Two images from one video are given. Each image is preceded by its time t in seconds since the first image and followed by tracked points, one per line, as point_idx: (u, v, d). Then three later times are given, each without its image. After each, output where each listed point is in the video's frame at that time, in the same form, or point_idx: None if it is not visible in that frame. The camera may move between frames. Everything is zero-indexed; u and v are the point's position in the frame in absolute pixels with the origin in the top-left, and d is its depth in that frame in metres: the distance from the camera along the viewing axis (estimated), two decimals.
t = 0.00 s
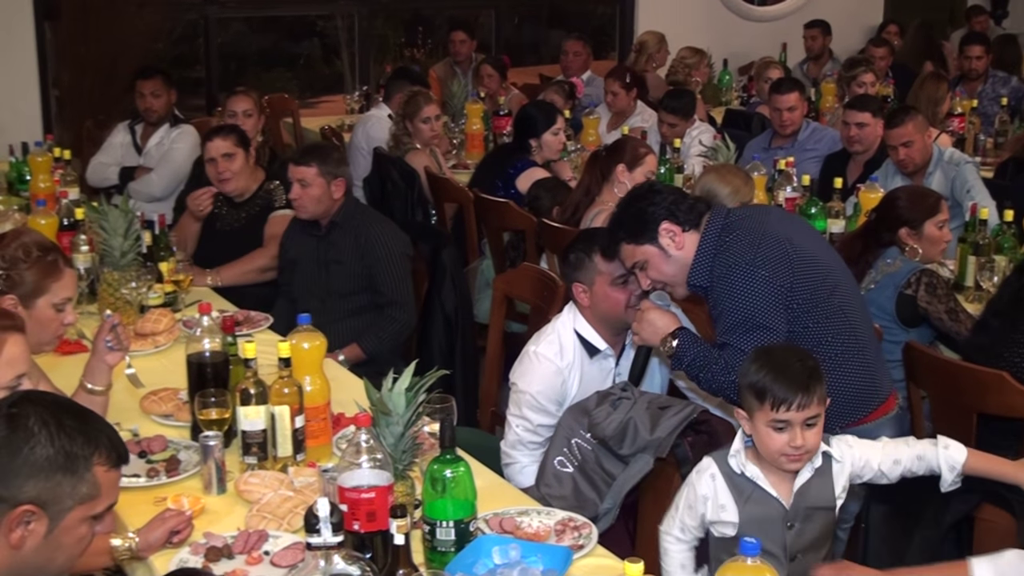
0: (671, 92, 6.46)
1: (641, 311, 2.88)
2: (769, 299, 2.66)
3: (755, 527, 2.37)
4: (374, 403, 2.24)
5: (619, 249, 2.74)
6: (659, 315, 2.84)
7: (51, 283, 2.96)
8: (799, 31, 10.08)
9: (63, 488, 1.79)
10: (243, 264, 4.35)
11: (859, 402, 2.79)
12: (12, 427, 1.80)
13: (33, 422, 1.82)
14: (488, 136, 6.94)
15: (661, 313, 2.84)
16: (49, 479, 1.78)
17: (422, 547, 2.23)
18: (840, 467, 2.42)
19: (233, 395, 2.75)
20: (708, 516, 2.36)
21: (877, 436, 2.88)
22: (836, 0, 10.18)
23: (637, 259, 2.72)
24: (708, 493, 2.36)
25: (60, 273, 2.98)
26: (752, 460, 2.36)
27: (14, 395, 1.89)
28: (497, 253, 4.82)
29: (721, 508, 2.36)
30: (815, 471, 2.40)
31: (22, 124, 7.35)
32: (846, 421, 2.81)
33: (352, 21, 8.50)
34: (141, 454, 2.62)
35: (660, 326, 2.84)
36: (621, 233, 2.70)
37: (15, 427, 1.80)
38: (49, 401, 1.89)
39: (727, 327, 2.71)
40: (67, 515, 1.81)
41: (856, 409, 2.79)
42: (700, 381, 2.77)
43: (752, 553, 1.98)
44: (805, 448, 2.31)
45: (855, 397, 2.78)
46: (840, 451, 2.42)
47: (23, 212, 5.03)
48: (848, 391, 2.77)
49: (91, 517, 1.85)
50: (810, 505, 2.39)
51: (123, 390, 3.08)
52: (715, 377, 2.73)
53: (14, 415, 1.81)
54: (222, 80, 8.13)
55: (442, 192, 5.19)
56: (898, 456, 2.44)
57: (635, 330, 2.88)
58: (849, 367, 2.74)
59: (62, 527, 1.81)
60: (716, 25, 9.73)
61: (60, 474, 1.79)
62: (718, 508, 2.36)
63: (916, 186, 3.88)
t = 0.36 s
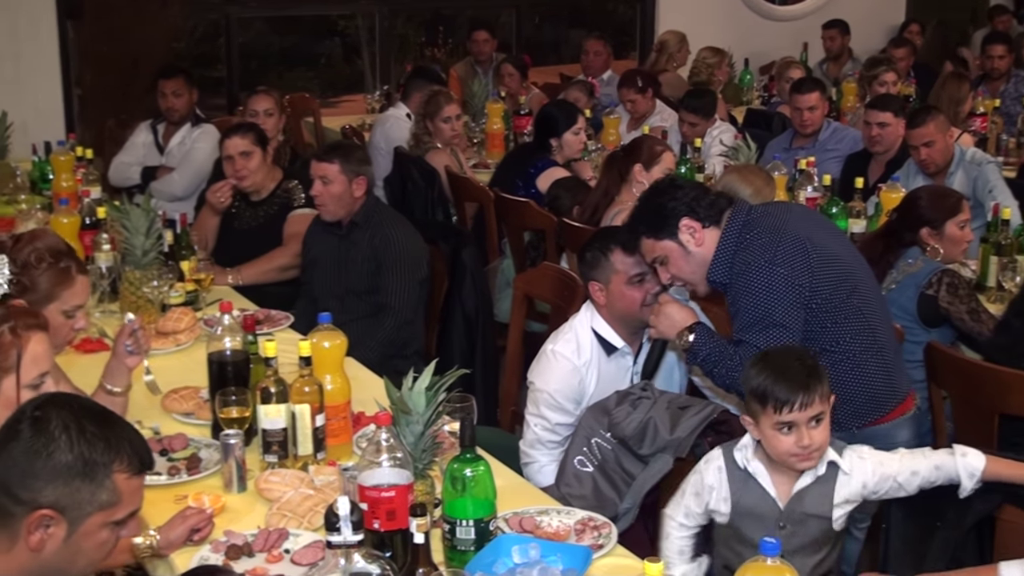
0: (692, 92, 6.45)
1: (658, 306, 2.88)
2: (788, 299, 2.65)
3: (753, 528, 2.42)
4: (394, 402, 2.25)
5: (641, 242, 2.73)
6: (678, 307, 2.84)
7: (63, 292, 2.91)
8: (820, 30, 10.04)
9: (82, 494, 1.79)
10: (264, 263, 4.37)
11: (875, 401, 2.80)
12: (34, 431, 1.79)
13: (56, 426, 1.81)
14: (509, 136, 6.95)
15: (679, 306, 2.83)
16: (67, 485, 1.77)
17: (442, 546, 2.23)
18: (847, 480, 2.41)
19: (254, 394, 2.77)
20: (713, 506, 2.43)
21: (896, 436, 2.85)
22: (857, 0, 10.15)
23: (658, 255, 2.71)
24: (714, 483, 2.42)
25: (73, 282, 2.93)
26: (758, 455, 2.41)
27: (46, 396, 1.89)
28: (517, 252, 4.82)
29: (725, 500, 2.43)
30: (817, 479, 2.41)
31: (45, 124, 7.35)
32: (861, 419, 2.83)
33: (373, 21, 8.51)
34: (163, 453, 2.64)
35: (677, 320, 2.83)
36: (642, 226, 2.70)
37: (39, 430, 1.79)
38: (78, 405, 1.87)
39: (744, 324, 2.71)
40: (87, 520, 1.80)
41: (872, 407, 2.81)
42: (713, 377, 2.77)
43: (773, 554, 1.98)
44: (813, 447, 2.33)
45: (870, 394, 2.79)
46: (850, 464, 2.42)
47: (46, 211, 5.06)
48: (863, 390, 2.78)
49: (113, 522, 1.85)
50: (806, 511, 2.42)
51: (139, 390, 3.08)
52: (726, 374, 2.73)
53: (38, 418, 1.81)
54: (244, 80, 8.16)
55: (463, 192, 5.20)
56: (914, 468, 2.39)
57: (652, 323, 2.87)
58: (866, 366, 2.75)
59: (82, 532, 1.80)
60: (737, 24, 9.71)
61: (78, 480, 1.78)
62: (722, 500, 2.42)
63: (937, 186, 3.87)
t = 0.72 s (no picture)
0: (704, 92, 6.44)
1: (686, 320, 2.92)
2: (800, 300, 2.65)
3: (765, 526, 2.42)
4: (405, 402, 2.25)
5: (654, 267, 2.73)
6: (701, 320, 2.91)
7: (71, 299, 2.88)
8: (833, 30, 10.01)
9: (93, 500, 1.73)
10: (274, 262, 4.37)
11: (887, 402, 2.79)
12: (45, 435, 1.74)
13: (67, 431, 1.75)
14: (521, 136, 6.95)
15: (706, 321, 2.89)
16: (78, 490, 1.72)
17: (453, 546, 2.23)
18: (857, 476, 2.39)
19: (266, 393, 2.77)
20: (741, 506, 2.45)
21: (907, 437, 2.85)
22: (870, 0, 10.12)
23: (674, 275, 2.71)
24: (733, 480, 2.45)
25: (80, 289, 2.90)
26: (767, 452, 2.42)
27: (62, 399, 1.84)
28: (529, 252, 4.81)
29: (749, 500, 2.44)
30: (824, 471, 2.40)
31: (59, 121, 7.41)
32: (873, 420, 2.82)
33: (386, 21, 8.52)
34: (175, 453, 2.64)
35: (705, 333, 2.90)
36: (653, 253, 2.69)
37: (50, 435, 1.74)
38: (91, 408, 1.82)
39: (758, 326, 2.70)
40: (98, 525, 1.75)
41: (884, 407, 2.80)
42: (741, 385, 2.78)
43: (784, 554, 1.97)
44: (808, 453, 2.35)
45: (882, 396, 2.78)
46: (863, 462, 2.39)
47: (59, 211, 5.08)
48: (876, 391, 2.77)
49: (126, 527, 1.79)
50: (814, 503, 2.40)
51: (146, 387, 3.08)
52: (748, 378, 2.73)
53: (50, 422, 1.76)
54: (256, 80, 8.19)
55: (475, 192, 5.20)
56: (930, 471, 2.37)
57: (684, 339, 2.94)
58: (878, 366, 2.74)
59: (93, 537, 1.75)
60: (750, 24, 9.68)
61: (88, 486, 1.73)
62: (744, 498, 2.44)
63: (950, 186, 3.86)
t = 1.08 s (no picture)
0: (706, 91, 6.43)
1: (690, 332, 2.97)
2: (801, 302, 2.65)
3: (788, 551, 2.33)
4: (407, 402, 2.26)
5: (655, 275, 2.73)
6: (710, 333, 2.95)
7: (71, 306, 2.89)
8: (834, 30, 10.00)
9: (93, 494, 1.67)
10: (276, 262, 4.37)
11: (890, 400, 2.79)
12: (28, 441, 1.66)
13: (49, 432, 1.67)
14: (522, 136, 6.95)
15: (709, 331, 2.93)
16: (75, 488, 1.65)
17: (454, 546, 2.23)
18: (876, 489, 2.29)
19: (267, 394, 2.77)
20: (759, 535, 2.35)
21: (909, 436, 2.86)
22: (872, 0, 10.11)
23: (674, 282, 2.72)
24: (754, 509, 2.34)
25: (81, 295, 2.91)
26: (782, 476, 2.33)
27: (34, 400, 1.74)
28: (531, 253, 4.81)
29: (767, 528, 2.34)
30: (844, 489, 2.30)
31: (60, 122, 7.42)
32: (878, 419, 2.83)
33: (387, 21, 8.53)
34: (177, 453, 2.64)
35: (709, 344, 2.92)
36: (651, 260, 2.69)
37: (33, 441, 1.66)
38: (65, 402, 1.73)
39: (759, 329, 2.70)
40: (103, 516, 1.69)
41: (888, 406, 2.80)
42: (746, 390, 2.77)
43: (786, 554, 1.97)
44: (812, 473, 2.27)
45: (885, 395, 2.78)
46: (881, 473, 2.30)
47: (61, 211, 5.09)
48: (880, 390, 2.78)
49: (130, 510, 1.74)
50: (838, 526, 2.31)
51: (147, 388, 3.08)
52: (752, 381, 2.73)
53: (29, 427, 1.67)
54: (258, 80, 8.20)
55: (476, 192, 5.19)
56: (948, 481, 2.27)
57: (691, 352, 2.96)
58: (881, 364, 2.75)
59: (101, 528, 1.69)
60: (752, 25, 9.68)
61: (85, 481, 1.66)
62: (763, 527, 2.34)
63: (951, 185, 3.86)
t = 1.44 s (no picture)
0: (704, 91, 6.43)
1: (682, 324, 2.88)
2: (799, 302, 2.65)
3: None
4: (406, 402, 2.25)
5: (650, 272, 2.69)
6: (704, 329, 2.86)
7: (69, 311, 2.89)
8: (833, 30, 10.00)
9: (94, 485, 1.71)
10: (275, 261, 4.37)
11: (888, 401, 2.80)
12: (24, 441, 1.68)
13: (45, 430, 1.70)
14: (521, 136, 6.96)
15: (702, 325, 2.84)
16: (77, 481, 1.69)
17: (453, 546, 2.24)
18: None
19: (266, 394, 2.77)
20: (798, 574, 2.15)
21: (906, 436, 2.86)
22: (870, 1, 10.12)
23: (670, 278, 2.69)
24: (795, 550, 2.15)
25: (79, 300, 2.92)
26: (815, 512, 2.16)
27: (21, 400, 1.77)
28: (529, 253, 4.81)
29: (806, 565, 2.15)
30: None
31: (59, 122, 7.42)
32: (876, 420, 2.83)
33: (386, 21, 8.52)
34: (175, 453, 2.64)
35: (701, 338, 2.84)
36: (650, 257, 2.66)
37: (28, 440, 1.68)
38: (53, 399, 1.76)
39: (756, 329, 2.69)
40: (106, 506, 1.73)
41: (886, 407, 2.81)
42: (739, 388, 2.74)
43: (784, 553, 1.98)
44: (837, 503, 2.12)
45: (882, 394, 2.79)
46: None
47: (59, 212, 5.09)
48: (877, 391, 2.78)
49: (130, 499, 1.78)
50: None
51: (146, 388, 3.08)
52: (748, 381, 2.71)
53: (23, 428, 1.69)
54: (256, 81, 8.20)
55: (475, 193, 5.19)
56: None
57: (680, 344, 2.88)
58: (879, 365, 2.76)
59: (104, 518, 1.73)
60: (751, 25, 9.68)
61: (85, 473, 1.70)
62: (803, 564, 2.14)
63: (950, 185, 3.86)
